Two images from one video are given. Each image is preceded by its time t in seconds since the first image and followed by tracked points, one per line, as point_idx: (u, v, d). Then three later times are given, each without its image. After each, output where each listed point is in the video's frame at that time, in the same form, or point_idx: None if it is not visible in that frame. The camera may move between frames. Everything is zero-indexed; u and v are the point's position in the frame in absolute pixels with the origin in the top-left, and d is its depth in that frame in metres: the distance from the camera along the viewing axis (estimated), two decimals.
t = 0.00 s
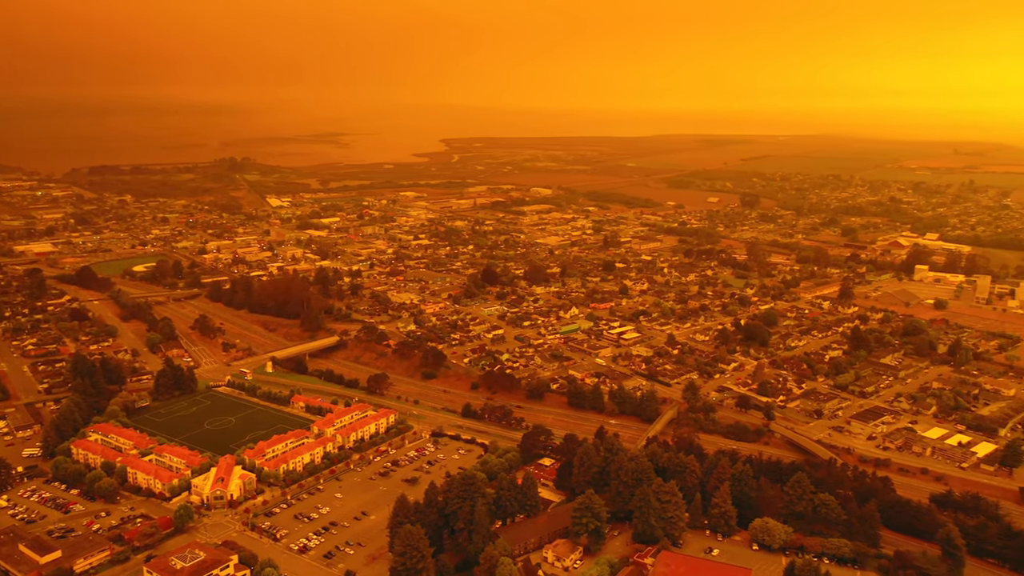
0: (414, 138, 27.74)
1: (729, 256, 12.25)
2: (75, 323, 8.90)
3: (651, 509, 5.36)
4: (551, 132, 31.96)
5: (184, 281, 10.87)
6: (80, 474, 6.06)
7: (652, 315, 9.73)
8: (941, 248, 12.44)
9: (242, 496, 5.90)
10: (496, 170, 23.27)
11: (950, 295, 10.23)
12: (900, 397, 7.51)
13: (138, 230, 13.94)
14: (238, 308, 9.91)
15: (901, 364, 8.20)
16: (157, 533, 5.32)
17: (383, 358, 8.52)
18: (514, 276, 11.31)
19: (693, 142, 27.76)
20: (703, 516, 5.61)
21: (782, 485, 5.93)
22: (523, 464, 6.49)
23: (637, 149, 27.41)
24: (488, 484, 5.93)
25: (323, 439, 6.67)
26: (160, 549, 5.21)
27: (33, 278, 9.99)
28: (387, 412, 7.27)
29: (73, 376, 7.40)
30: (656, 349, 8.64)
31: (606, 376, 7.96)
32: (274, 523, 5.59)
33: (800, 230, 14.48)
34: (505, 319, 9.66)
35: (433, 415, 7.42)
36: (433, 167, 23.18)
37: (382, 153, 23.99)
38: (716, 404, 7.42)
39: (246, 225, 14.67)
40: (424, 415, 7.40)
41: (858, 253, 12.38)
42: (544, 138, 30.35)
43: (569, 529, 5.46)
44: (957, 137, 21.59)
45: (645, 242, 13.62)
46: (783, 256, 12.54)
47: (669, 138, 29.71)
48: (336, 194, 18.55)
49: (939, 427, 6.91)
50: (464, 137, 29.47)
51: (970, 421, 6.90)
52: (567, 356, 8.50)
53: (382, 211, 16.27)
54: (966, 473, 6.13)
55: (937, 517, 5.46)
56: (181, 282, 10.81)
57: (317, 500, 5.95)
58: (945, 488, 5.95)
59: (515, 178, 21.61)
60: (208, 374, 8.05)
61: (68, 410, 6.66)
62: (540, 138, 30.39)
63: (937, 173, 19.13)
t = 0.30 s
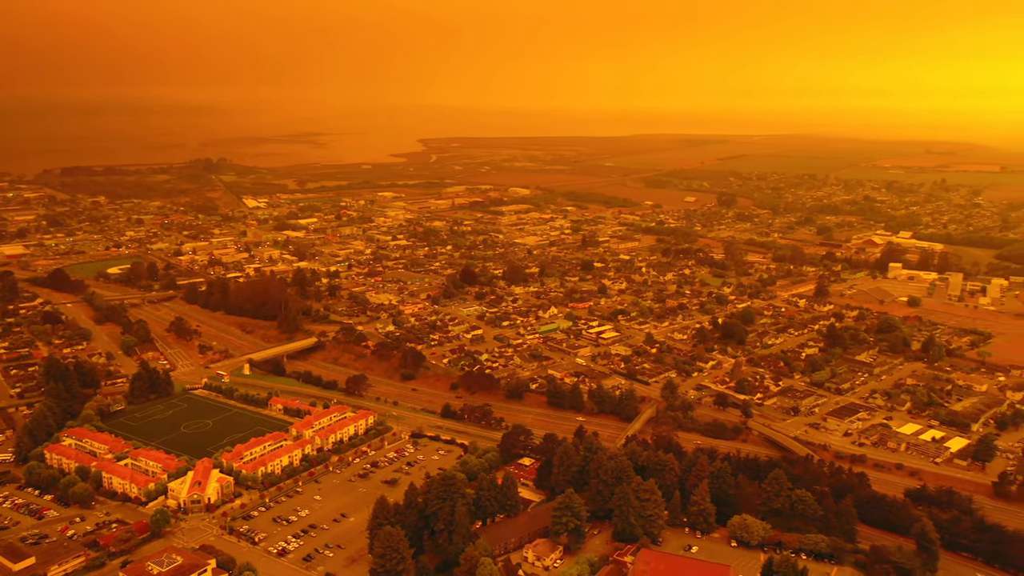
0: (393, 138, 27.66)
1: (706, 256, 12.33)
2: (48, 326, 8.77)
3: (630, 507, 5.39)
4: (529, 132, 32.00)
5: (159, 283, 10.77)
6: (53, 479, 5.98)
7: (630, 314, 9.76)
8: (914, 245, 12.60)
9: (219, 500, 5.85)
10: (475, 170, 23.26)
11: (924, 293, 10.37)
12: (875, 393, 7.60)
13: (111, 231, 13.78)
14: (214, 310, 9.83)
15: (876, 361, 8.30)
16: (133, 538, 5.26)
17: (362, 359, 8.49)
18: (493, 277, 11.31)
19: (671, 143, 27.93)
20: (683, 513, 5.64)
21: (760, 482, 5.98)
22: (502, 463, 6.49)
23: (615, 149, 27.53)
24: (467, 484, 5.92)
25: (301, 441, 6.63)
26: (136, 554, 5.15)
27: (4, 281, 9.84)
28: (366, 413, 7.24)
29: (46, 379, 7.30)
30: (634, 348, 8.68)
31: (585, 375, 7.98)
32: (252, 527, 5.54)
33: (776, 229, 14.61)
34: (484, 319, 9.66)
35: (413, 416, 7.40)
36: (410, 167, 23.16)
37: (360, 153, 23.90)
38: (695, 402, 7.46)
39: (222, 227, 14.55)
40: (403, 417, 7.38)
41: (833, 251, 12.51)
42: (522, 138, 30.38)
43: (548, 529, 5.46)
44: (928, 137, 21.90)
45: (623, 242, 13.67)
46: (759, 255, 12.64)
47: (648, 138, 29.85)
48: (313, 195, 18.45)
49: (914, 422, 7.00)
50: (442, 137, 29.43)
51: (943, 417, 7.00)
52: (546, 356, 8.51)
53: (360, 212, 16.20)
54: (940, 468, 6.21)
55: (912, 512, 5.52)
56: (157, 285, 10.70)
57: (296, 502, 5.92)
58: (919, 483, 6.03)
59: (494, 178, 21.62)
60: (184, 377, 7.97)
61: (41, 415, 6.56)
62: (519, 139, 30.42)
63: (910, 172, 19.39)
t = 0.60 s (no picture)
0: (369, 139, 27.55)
1: (681, 255, 12.41)
2: (16, 330, 8.63)
3: (607, 505, 5.41)
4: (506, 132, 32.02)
5: (131, 285, 10.64)
6: (24, 485, 5.88)
7: (607, 313, 9.80)
8: (885, 244, 12.77)
9: (194, 504, 5.79)
10: (451, 170, 23.23)
11: (895, 290, 10.52)
12: (849, 390, 7.70)
13: (82, 233, 13.58)
14: (188, 312, 9.73)
15: (849, 358, 8.40)
16: (106, 544, 5.19)
17: (338, 361, 8.44)
18: (469, 277, 11.30)
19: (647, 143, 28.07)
20: (660, 511, 5.67)
21: (735, 479, 6.03)
22: (480, 464, 6.48)
23: (591, 149, 27.64)
24: (445, 485, 5.91)
25: (277, 444, 6.58)
26: (110, 561, 5.08)
27: None
28: (342, 415, 7.20)
29: (15, 384, 7.17)
30: (611, 347, 8.71)
31: (562, 375, 8.00)
32: (228, 531, 5.49)
33: (750, 228, 14.75)
34: (460, 319, 9.65)
35: (390, 417, 7.37)
36: (385, 167, 23.12)
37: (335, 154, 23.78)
38: (671, 400, 7.50)
39: (196, 228, 14.40)
40: (380, 418, 7.35)
41: (806, 250, 12.65)
42: (498, 138, 30.40)
43: (527, 528, 5.47)
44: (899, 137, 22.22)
45: (599, 241, 13.72)
46: (734, 254, 12.74)
47: (624, 137, 29.98)
48: (288, 195, 18.33)
49: (886, 418, 7.09)
50: (419, 138, 29.37)
51: (915, 412, 7.10)
52: (523, 356, 8.52)
53: (336, 212, 16.12)
54: (911, 463, 6.31)
55: (884, 506, 5.60)
56: (129, 287, 10.57)
57: (272, 506, 5.87)
58: (891, 477, 6.11)
59: (470, 178, 21.61)
60: (158, 381, 7.88)
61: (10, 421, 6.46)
62: (495, 139, 30.43)
63: (882, 171, 19.65)
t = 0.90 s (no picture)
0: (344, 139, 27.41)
1: (655, 254, 12.49)
2: None
3: (584, 504, 5.42)
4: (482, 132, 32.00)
5: (101, 288, 10.49)
6: None
7: (582, 312, 9.84)
8: (856, 242, 12.95)
9: (167, 509, 5.72)
10: (426, 171, 23.19)
11: (866, 287, 10.66)
12: (821, 386, 7.79)
13: (50, 236, 13.36)
14: (160, 315, 9.62)
15: (821, 355, 8.51)
16: (77, 551, 5.11)
17: (314, 363, 8.39)
18: (445, 277, 11.28)
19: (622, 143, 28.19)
20: (636, 509, 5.69)
21: (710, 476, 6.08)
22: (457, 464, 6.47)
23: (566, 149, 27.72)
24: (422, 486, 5.89)
25: (251, 447, 6.52)
26: (80, 568, 5.01)
27: None
28: (318, 417, 7.15)
29: None
30: (587, 347, 8.74)
31: (538, 374, 8.01)
32: (202, 535, 5.43)
33: (724, 226, 14.87)
34: (436, 320, 9.64)
35: (366, 419, 7.34)
36: (359, 167, 23.08)
37: (309, 154, 23.63)
38: (646, 399, 7.54)
39: (167, 230, 14.24)
40: (356, 420, 7.32)
41: (778, 248, 12.78)
42: (474, 138, 30.38)
43: (504, 528, 5.47)
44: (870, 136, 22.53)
45: (574, 241, 13.76)
46: (707, 252, 12.85)
47: (598, 137, 30.10)
48: (261, 196, 18.18)
49: (858, 414, 7.19)
50: (394, 138, 29.27)
51: (886, 408, 7.20)
52: (499, 356, 8.53)
53: (309, 213, 16.02)
54: (883, 458, 6.39)
55: (857, 501, 5.67)
56: (99, 290, 10.43)
57: (247, 509, 5.82)
58: (863, 472, 6.19)
59: (445, 178, 21.58)
60: (129, 384, 7.78)
61: None
62: (471, 139, 30.41)
63: (852, 170, 19.91)
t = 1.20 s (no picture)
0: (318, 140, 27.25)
1: (630, 253, 12.55)
2: None
3: (561, 503, 5.44)
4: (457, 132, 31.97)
5: (71, 291, 10.34)
6: None
7: (558, 312, 9.86)
8: (827, 240, 13.11)
9: (140, 514, 5.65)
10: (400, 171, 23.12)
11: (837, 285, 10.80)
12: (795, 383, 7.88)
13: (17, 238, 13.13)
14: (131, 318, 9.50)
15: (794, 352, 8.60)
16: (48, 558, 5.03)
17: (288, 365, 8.34)
18: (420, 277, 11.25)
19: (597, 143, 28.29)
20: (613, 507, 5.71)
21: (686, 473, 6.12)
22: (434, 465, 6.46)
23: (541, 149, 27.77)
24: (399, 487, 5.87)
25: (226, 450, 6.46)
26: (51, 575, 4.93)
27: None
28: (293, 419, 7.11)
29: None
30: (563, 346, 8.77)
31: (514, 374, 8.02)
32: (176, 540, 5.37)
33: (697, 226, 14.98)
34: (412, 320, 9.61)
35: (342, 421, 7.30)
36: (333, 167, 23.01)
37: (283, 155, 23.47)
38: (622, 397, 7.58)
39: (138, 232, 14.06)
40: (332, 422, 7.28)
41: (751, 247, 12.90)
42: (449, 138, 30.34)
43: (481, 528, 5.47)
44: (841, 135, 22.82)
45: (549, 240, 13.80)
46: (681, 251, 12.93)
47: (573, 137, 30.19)
48: (233, 197, 18.02)
49: (830, 410, 7.28)
50: (369, 138, 29.16)
51: (857, 404, 7.30)
52: (475, 356, 8.52)
53: (283, 214, 15.90)
54: (856, 453, 6.47)
55: (830, 496, 5.74)
56: (68, 293, 10.27)
57: (222, 513, 5.76)
58: (836, 468, 6.27)
59: (420, 178, 21.54)
60: (100, 389, 7.67)
61: None
62: (446, 139, 30.37)
63: (824, 169, 20.16)
